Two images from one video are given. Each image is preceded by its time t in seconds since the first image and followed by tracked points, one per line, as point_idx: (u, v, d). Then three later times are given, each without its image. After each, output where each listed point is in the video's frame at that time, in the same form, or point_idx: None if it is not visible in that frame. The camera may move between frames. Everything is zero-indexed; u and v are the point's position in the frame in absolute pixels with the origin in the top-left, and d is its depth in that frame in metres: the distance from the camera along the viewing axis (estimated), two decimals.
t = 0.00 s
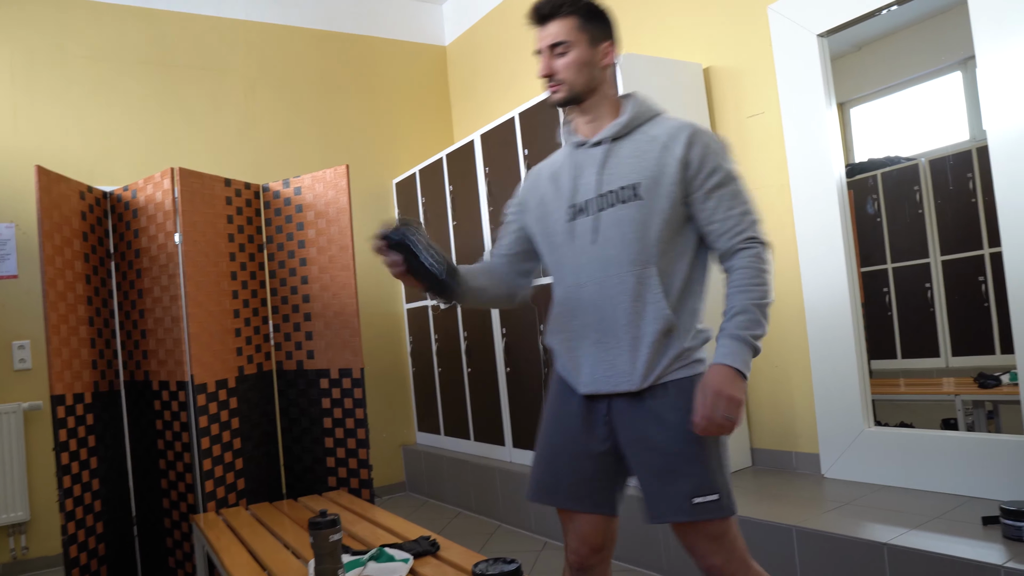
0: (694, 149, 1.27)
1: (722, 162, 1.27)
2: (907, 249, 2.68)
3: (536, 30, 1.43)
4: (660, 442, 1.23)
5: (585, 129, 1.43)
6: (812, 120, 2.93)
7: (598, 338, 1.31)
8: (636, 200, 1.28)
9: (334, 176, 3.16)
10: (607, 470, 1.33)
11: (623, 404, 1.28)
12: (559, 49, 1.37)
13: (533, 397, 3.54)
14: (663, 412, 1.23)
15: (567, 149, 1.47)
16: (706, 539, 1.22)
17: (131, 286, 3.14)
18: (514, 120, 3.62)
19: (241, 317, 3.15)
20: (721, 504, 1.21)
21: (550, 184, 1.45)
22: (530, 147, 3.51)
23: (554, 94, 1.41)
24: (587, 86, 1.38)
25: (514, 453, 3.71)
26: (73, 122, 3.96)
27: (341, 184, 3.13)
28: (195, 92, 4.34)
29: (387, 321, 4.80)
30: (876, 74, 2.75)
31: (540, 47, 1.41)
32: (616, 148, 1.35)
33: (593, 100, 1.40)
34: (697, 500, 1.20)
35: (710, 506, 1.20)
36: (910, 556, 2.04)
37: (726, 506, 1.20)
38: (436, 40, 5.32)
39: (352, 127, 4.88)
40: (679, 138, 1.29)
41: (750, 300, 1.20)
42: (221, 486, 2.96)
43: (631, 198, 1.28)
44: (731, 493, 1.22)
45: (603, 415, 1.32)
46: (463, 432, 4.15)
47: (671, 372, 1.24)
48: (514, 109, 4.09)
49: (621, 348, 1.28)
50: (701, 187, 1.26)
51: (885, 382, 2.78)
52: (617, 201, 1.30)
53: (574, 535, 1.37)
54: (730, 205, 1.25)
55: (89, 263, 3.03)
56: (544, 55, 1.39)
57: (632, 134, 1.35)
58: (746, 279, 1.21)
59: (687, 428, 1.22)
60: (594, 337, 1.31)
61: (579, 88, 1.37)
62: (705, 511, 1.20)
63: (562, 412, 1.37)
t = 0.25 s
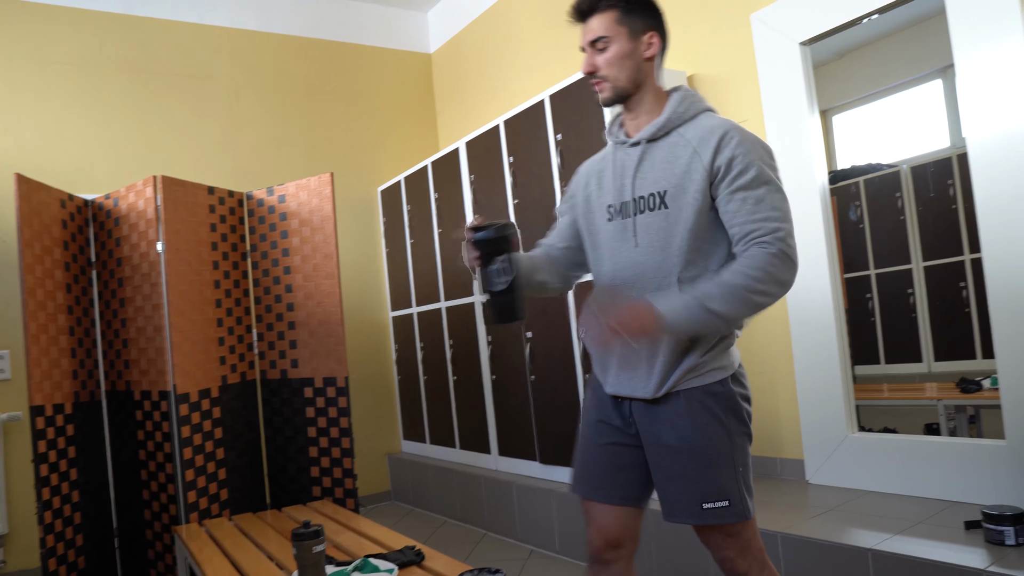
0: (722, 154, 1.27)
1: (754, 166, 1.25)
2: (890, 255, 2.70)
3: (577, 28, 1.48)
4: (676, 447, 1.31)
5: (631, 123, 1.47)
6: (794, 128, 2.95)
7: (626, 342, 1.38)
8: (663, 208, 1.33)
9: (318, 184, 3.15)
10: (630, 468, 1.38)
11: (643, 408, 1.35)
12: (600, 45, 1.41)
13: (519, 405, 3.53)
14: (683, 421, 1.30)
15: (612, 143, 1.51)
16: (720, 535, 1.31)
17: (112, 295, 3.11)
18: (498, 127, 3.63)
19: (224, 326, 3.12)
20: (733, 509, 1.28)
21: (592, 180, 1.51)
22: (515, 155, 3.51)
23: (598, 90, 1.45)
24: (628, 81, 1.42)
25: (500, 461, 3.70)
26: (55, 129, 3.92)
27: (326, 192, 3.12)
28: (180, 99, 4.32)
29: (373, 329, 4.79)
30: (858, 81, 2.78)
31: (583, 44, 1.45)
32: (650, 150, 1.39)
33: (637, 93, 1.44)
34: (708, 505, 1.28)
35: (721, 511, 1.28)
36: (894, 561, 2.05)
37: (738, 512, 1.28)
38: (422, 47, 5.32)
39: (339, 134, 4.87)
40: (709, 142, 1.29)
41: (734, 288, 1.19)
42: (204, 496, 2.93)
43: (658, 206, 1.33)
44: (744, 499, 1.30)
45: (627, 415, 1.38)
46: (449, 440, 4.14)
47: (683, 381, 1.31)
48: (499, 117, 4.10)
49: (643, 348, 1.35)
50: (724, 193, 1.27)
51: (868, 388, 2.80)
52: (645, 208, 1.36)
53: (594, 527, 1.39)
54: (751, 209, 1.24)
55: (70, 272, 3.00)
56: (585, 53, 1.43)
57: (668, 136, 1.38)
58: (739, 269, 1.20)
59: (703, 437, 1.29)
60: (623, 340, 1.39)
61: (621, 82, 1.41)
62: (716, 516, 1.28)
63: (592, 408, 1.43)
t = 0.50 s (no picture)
0: (723, 166, 1.36)
1: (752, 182, 1.34)
2: (873, 266, 2.72)
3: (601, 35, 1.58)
4: (672, 454, 1.38)
5: (652, 124, 1.56)
6: (779, 140, 2.98)
7: (629, 343, 1.48)
8: (668, 216, 1.43)
9: (304, 194, 3.14)
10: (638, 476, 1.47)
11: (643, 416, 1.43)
12: (622, 52, 1.51)
13: (505, 415, 3.53)
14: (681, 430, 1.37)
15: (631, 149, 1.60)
16: (720, 539, 1.37)
17: (94, 305, 3.08)
18: (484, 137, 3.64)
19: (208, 336, 3.10)
20: (728, 517, 1.34)
21: (611, 185, 1.61)
22: (501, 165, 3.52)
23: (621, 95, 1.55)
24: (649, 85, 1.51)
25: (485, 471, 3.69)
26: (38, 135, 3.89)
27: (311, 201, 3.11)
28: (165, 106, 4.30)
29: (357, 339, 4.77)
30: (841, 94, 2.80)
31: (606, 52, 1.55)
32: (662, 159, 1.48)
33: (658, 97, 1.53)
34: (703, 513, 1.34)
35: (716, 519, 1.34)
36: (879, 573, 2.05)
37: (734, 520, 1.33)
38: (409, 56, 5.33)
39: (326, 142, 4.86)
40: (715, 154, 1.38)
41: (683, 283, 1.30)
42: (187, 508, 2.90)
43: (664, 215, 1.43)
44: (741, 508, 1.35)
45: (632, 421, 1.47)
46: (434, 451, 4.12)
47: (684, 389, 1.38)
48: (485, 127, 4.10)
49: (642, 349, 1.45)
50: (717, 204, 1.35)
51: (852, 399, 2.81)
52: (651, 216, 1.46)
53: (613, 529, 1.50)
54: (736, 224, 1.33)
55: (51, 281, 2.97)
56: (609, 59, 1.53)
57: (679, 145, 1.46)
58: (691, 270, 1.31)
59: (700, 446, 1.36)
60: (626, 340, 1.49)
61: (642, 87, 1.50)
62: (710, 524, 1.34)
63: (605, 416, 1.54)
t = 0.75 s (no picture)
0: (716, 172, 1.38)
1: (749, 188, 1.36)
2: (860, 272, 2.74)
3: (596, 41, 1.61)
4: (660, 459, 1.38)
5: (635, 130, 1.59)
6: (766, 147, 3.00)
7: (618, 348, 1.47)
8: (658, 220, 1.43)
9: (292, 198, 3.13)
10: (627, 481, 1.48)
11: (633, 418, 1.44)
12: (614, 58, 1.54)
13: (493, 420, 3.52)
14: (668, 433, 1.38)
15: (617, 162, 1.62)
16: (706, 544, 1.37)
17: (79, 309, 3.05)
18: (473, 143, 3.64)
19: (194, 340, 3.07)
20: (716, 520, 1.33)
21: (598, 195, 1.62)
22: (490, 170, 3.52)
23: (607, 98, 1.57)
24: (636, 91, 1.53)
25: (474, 477, 3.68)
26: (24, 139, 3.86)
27: (299, 206, 3.11)
28: (153, 110, 4.28)
29: (346, 344, 4.76)
30: (826, 101, 2.82)
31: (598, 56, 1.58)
32: (652, 166, 1.49)
33: (643, 105, 1.55)
34: (690, 515, 1.34)
35: (703, 521, 1.34)
36: None
37: (722, 522, 1.33)
38: (399, 61, 5.33)
39: (315, 147, 4.85)
40: (707, 162, 1.39)
41: (708, 302, 1.31)
42: (173, 514, 2.87)
43: (654, 219, 1.43)
44: (728, 510, 1.35)
45: (620, 427, 1.48)
46: (423, 456, 4.11)
47: (671, 391, 1.38)
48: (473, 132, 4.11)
49: (632, 354, 1.44)
50: (715, 210, 1.37)
51: (840, 403, 2.82)
52: (641, 221, 1.45)
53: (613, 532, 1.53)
54: (740, 231, 1.34)
55: (35, 284, 2.94)
56: (601, 64, 1.57)
57: (668, 153, 1.48)
58: (713, 285, 1.31)
59: (685, 449, 1.36)
60: (615, 345, 1.48)
61: (629, 92, 1.53)
62: (697, 526, 1.34)
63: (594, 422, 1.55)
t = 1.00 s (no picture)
0: (684, 178, 1.39)
1: (714, 192, 1.37)
2: (859, 277, 2.74)
3: (582, 55, 1.60)
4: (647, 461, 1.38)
5: (610, 146, 1.60)
6: (765, 152, 3.00)
7: (602, 356, 1.48)
8: (633, 228, 1.44)
9: (292, 202, 3.14)
10: (617, 484, 1.47)
11: (619, 422, 1.44)
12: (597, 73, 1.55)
13: (492, 424, 3.52)
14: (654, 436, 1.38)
15: (594, 176, 1.64)
16: (695, 546, 1.37)
17: (78, 312, 3.05)
18: (472, 147, 3.65)
19: (193, 344, 3.07)
20: (703, 520, 1.33)
21: (577, 210, 1.64)
22: (489, 175, 3.53)
23: (588, 111, 1.58)
24: (617, 108, 1.54)
25: (473, 481, 3.68)
26: (24, 143, 3.87)
27: (299, 210, 3.11)
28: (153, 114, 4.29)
29: (345, 348, 4.76)
30: (824, 107, 2.83)
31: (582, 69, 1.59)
32: (625, 177, 1.52)
33: (623, 121, 1.56)
34: (677, 516, 1.34)
35: (690, 522, 1.33)
36: None
37: (710, 522, 1.33)
38: (398, 67, 5.35)
39: (314, 152, 4.86)
40: (674, 168, 1.41)
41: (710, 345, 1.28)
42: (171, 518, 2.87)
43: (629, 227, 1.45)
44: (715, 510, 1.35)
45: (607, 431, 1.48)
46: (422, 461, 4.10)
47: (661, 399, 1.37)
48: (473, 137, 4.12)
49: (615, 361, 1.44)
50: (686, 215, 1.38)
51: (839, 408, 2.82)
52: (619, 230, 1.47)
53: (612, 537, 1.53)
54: (710, 236, 1.35)
55: (35, 288, 2.94)
56: (584, 77, 1.57)
57: (640, 163, 1.50)
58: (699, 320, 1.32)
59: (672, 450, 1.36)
60: (598, 352, 1.49)
61: (610, 108, 1.54)
62: (686, 527, 1.33)
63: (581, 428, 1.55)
